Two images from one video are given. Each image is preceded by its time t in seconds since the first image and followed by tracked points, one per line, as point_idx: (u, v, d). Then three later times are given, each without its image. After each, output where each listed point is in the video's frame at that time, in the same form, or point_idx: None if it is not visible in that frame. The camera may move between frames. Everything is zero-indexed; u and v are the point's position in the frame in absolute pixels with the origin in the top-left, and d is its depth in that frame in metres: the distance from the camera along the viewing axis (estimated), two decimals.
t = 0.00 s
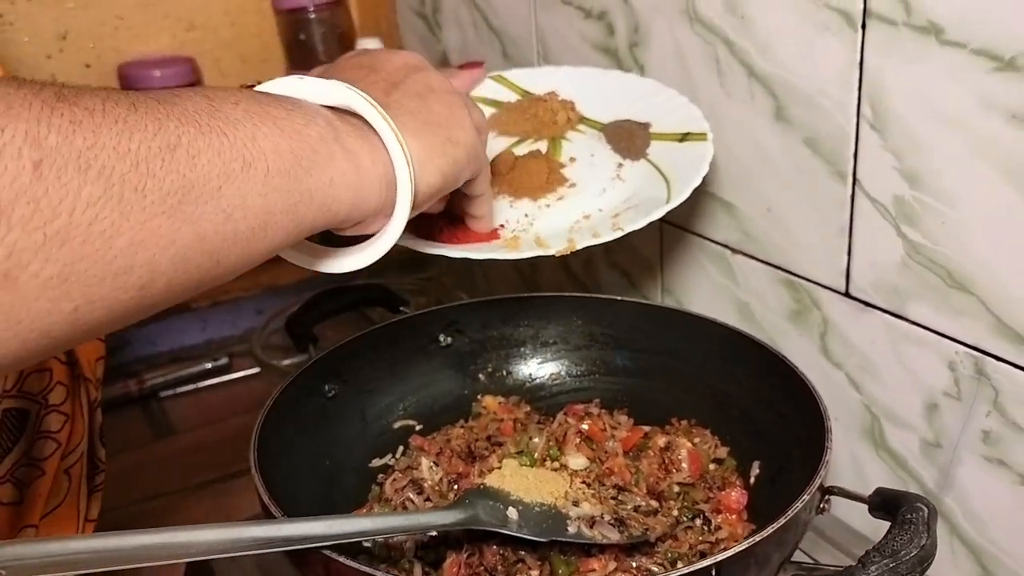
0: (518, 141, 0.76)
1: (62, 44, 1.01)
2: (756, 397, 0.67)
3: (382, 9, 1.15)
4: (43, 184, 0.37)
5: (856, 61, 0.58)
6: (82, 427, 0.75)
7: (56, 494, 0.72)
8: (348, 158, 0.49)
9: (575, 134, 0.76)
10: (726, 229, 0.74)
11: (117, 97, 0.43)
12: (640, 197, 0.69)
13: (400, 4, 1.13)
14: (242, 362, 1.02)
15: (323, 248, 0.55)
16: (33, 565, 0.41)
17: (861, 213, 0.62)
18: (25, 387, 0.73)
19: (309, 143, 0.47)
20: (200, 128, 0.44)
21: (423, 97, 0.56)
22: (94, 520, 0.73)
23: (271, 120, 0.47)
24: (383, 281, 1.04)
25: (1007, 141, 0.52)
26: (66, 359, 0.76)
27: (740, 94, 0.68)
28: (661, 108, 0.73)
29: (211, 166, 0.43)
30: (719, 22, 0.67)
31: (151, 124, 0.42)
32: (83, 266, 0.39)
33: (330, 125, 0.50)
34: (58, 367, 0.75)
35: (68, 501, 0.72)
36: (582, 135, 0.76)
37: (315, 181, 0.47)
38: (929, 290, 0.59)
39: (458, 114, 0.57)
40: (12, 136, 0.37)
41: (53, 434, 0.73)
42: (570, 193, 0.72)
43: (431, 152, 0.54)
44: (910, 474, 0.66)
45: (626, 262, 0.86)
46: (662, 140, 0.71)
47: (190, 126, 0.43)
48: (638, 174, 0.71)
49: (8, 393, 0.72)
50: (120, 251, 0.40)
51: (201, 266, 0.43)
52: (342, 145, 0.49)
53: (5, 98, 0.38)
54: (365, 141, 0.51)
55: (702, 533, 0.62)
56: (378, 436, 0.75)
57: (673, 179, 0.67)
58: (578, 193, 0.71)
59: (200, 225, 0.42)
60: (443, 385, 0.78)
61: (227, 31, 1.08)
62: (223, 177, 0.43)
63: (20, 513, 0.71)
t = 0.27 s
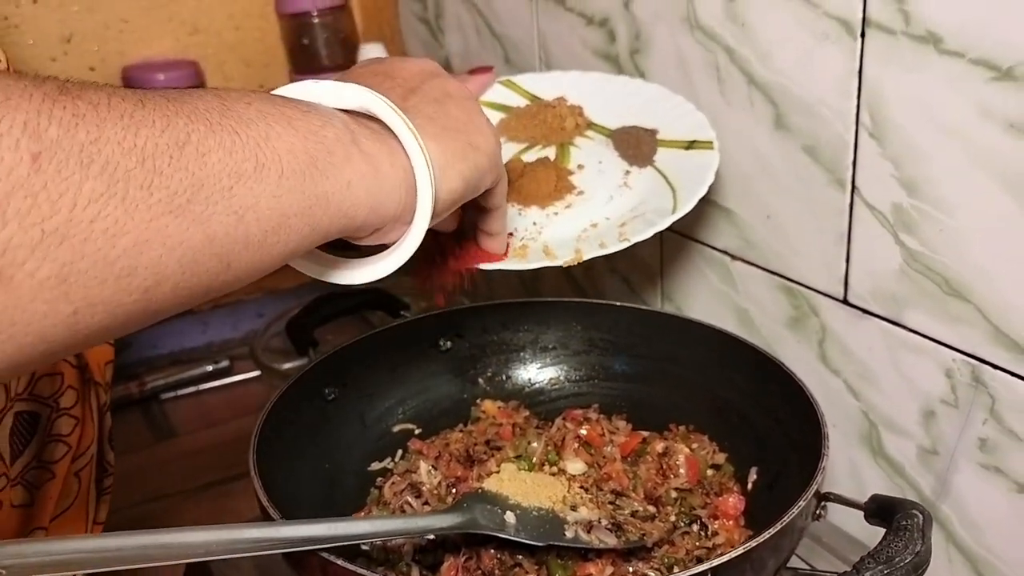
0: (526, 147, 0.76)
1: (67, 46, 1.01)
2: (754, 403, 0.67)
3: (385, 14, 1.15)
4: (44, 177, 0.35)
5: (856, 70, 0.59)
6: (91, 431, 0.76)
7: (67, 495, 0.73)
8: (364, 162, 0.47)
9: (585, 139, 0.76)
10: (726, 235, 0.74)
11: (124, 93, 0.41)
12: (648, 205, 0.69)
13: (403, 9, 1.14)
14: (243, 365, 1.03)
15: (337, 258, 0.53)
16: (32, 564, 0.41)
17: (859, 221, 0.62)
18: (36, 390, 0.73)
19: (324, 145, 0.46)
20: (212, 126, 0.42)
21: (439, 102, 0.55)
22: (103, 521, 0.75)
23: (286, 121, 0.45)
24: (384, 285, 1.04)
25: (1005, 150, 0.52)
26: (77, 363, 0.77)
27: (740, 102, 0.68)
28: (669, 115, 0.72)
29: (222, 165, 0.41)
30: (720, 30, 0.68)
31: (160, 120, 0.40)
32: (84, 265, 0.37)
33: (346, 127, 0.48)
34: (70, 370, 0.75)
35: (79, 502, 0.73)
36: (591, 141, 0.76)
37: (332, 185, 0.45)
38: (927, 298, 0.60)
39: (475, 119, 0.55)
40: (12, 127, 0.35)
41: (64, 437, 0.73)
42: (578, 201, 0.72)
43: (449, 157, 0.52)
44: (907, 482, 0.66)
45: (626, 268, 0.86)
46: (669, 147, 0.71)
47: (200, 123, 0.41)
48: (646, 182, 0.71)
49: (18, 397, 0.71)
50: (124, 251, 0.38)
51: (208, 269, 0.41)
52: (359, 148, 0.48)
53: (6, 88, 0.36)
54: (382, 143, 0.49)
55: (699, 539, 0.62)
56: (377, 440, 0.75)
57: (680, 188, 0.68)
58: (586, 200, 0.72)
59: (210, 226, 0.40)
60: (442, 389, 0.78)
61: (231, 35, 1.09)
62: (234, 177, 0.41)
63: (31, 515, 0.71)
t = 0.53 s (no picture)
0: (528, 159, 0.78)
1: (69, 50, 1.01)
2: (754, 405, 0.67)
3: (386, 17, 1.16)
4: None
5: (855, 73, 0.59)
6: (97, 433, 0.76)
7: (71, 497, 0.73)
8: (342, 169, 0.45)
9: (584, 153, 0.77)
10: (726, 238, 0.74)
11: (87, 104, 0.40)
12: (642, 223, 0.70)
13: (405, 12, 1.14)
14: (244, 367, 1.03)
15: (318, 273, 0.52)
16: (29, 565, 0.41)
17: (859, 224, 0.62)
18: (42, 392, 0.73)
19: (299, 153, 0.44)
20: (178, 134, 0.40)
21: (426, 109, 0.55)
22: (106, 524, 0.76)
23: (257, 128, 0.43)
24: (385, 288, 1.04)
25: (1003, 153, 0.52)
26: (82, 365, 0.76)
27: (739, 106, 0.68)
28: (670, 129, 0.73)
29: (187, 174, 0.39)
30: (719, 33, 0.68)
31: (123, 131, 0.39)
32: (40, 284, 0.35)
33: (324, 135, 0.46)
34: (76, 374, 0.75)
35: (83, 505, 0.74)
36: (591, 154, 0.77)
37: (306, 193, 0.43)
38: (925, 300, 0.60)
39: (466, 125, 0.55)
40: None
41: (70, 440, 0.73)
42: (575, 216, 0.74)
43: (433, 161, 0.50)
44: (907, 484, 0.66)
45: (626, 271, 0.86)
46: (668, 162, 0.72)
47: (166, 133, 0.40)
48: (643, 198, 0.72)
49: (24, 400, 0.71)
50: (82, 270, 0.36)
51: (176, 285, 0.39)
52: (334, 153, 0.46)
53: None
54: (362, 152, 0.47)
55: (698, 541, 0.62)
56: (377, 442, 0.75)
57: (675, 206, 0.69)
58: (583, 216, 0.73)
59: (175, 239, 0.38)
60: (442, 391, 0.78)
61: (233, 39, 1.09)
62: (202, 189, 0.39)
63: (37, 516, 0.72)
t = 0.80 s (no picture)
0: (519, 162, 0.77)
1: (73, 47, 1.02)
2: (755, 401, 0.67)
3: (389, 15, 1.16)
4: (25, 177, 0.34)
5: (856, 70, 0.59)
6: (95, 425, 0.76)
7: (69, 490, 0.72)
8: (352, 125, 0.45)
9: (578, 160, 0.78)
10: (728, 236, 0.74)
11: (98, 68, 0.39)
12: (616, 232, 0.70)
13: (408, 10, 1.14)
14: (247, 364, 1.03)
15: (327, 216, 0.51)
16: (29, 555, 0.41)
17: (860, 221, 0.62)
18: (41, 384, 0.74)
19: (312, 115, 0.43)
20: (190, 98, 0.39)
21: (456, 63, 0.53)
22: (105, 515, 0.74)
23: (270, 87, 0.42)
24: (388, 285, 1.04)
25: (1004, 148, 0.52)
26: (80, 357, 0.78)
27: (741, 102, 0.68)
28: (665, 140, 0.73)
29: (203, 141, 0.39)
30: (721, 30, 0.68)
31: (139, 100, 0.38)
32: (69, 259, 0.36)
33: (336, 90, 0.45)
34: (73, 365, 0.76)
35: (81, 495, 0.73)
36: (584, 161, 0.77)
37: (318, 156, 0.43)
38: (927, 297, 0.60)
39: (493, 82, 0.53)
40: None
41: (68, 431, 0.74)
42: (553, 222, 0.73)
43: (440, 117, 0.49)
44: (908, 481, 0.66)
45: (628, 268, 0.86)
46: (654, 172, 0.72)
47: (182, 100, 0.39)
48: (623, 207, 0.72)
49: (24, 391, 0.72)
50: (107, 243, 0.37)
51: (196, 249, 0.40)
52: (344, 112, 0.45)
53: None
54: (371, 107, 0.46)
55: (699, 536, 0.62)
56: (379, 438, 0.75)
57: (650, 216, 0.68)
58: (564, 220, 0.73)
59: (194, 207, 0.39)
60: (444, 387, 0.78)
61: (236, 36, 1.10)
62: (217, 157, 0.39)
63: (35, 509, 0.71)
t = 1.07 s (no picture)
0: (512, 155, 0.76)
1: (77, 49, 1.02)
2: (757, 401, 0.67)
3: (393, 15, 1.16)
4: (167, 126, 0.37)
5: (857, 72, 0.59)
6: (92, 424, 0.76)
7: (67, 487, 0.72)
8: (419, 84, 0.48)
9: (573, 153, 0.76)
10: (729, 236, 0.74)
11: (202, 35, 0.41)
12: (600, 227, 0.68)
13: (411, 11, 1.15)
14: (251, 364, 1.04)
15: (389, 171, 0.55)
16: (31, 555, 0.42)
17: (861, 221, 0.63)
18: (37, 383, 0.74)
19: (386, 79, 0.46)
20: (283, 59, 0.42)
21: (487, 39, 0.58)
22: (103, 512, 0.74)
23: (347, 55, 0.46)
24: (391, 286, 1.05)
25: (1003, 150, 0.52)
26: (77, 357, 0.78)
27: (743, 103, 0.69)
28: (661, 134, 0.73)
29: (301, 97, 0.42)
30: (722, 31, 0.68)
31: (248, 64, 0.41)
32: (204, 199, 0.38)
33: (400, 55, 0.48)
34: (70, 364, 0.76)
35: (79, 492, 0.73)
36: (580, 155, 0.76)
37: (395, 113, 0.46)
38: (927, 298, 0.60)
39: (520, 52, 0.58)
40: (139, 82, 0.36)
41: (64, 429, 0.74)
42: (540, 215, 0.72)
43: (484, 87, 0.54)
44: (909, 481, 0.66)
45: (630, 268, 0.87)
46: (647, 168, 0.71)
47: (279, 63, 0.42)
48: (612, 202, 0.71)
49: (21, 389, 0.72)
50: (233, 185, 0.39)
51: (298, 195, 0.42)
52: (413, 71, 0.48)
53: (111, 43, 0.37)
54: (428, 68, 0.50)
55: (699, 536, 0.62)
56: (381, 438, 0.76)
57: (637, 211, 0.67)
58: (553, 213, 0.72)
59: (298, 156, 0.41)
60: (447, 388, 0.79)
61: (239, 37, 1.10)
62: (312, 111, 0.42)
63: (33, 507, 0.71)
